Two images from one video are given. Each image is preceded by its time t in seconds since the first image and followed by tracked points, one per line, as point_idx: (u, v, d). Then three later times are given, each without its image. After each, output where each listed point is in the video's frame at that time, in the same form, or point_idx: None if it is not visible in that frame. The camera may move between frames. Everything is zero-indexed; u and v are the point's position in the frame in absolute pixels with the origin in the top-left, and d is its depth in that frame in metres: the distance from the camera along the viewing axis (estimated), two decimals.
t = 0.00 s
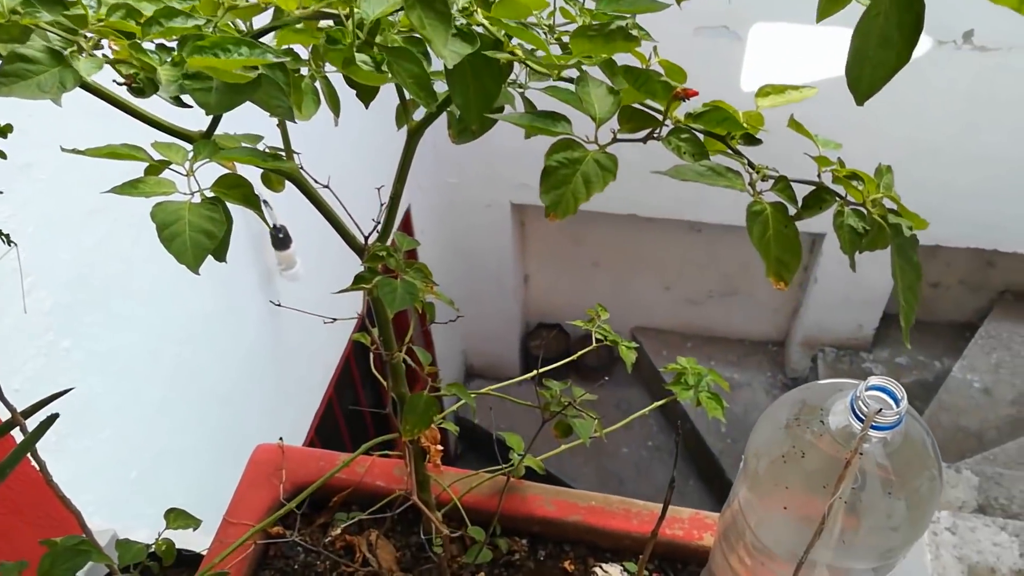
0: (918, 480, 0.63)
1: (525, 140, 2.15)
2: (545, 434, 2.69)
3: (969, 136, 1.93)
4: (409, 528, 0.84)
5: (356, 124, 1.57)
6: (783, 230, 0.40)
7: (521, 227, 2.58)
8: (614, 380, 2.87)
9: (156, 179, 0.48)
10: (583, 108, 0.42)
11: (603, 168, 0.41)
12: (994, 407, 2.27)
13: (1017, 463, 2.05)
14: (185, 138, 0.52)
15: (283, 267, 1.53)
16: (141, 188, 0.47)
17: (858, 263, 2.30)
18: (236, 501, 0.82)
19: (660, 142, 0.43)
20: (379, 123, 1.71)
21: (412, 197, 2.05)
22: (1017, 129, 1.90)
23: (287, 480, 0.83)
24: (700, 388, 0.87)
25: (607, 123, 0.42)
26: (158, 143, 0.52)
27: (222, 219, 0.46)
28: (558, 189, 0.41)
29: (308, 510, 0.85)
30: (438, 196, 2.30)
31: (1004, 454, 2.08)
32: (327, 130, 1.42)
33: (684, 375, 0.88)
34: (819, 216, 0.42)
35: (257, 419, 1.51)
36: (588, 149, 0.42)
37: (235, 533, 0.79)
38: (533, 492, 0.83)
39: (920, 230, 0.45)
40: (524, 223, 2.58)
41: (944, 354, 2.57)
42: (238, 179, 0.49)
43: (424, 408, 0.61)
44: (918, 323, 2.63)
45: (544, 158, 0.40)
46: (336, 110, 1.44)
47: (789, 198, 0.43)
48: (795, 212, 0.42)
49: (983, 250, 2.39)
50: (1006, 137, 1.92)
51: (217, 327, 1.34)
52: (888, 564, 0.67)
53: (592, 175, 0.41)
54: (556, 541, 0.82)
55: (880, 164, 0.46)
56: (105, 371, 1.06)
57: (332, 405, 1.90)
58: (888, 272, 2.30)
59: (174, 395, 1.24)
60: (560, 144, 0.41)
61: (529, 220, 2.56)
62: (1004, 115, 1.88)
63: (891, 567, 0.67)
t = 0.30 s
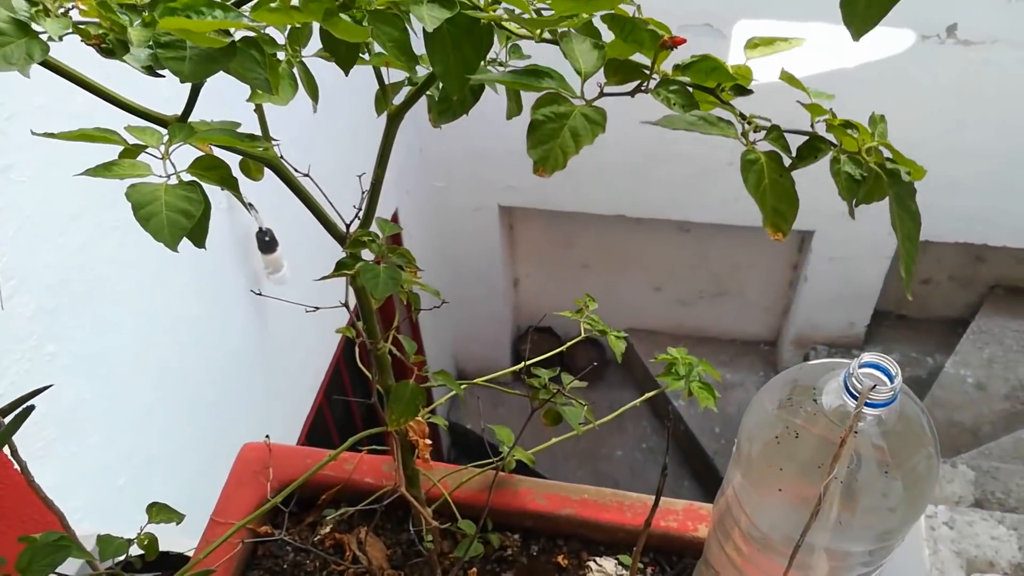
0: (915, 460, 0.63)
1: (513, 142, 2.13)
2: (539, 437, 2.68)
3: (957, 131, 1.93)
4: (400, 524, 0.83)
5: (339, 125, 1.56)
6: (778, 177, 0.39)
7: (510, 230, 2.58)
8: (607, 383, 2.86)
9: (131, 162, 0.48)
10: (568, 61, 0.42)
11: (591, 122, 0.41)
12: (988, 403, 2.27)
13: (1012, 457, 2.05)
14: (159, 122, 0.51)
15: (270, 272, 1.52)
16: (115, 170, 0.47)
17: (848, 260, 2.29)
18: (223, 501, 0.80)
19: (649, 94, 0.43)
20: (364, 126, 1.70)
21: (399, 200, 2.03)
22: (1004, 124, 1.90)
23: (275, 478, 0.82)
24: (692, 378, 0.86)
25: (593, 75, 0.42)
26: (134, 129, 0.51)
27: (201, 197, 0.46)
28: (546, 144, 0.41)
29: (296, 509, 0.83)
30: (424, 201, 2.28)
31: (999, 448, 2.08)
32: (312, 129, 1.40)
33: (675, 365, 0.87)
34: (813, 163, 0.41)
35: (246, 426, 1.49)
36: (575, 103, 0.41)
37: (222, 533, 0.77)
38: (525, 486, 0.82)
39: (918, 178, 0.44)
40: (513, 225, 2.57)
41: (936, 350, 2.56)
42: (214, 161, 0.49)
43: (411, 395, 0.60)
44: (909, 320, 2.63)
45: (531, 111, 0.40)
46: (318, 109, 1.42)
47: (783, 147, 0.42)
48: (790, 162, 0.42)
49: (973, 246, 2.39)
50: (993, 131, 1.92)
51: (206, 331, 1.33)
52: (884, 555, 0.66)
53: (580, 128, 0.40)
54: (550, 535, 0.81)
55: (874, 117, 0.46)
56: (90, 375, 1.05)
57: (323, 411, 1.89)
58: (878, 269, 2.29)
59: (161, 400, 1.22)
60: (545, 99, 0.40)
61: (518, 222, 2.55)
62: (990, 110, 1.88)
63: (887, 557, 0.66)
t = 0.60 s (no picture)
0: (910, 437, 0.61)
1: (504, 146, 2.12)
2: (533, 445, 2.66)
3: (946, 130, 1.92)
4: (388, 520, 0.82)
5: (330, 129, 1.54)
6: (758, 123, 0.38)
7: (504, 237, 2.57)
8: (601, 389, 2.84)
9: (106, 136, 0.47)
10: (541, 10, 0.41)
11: (565, 68, 0.39)
12: (982, 403, 2.25)
13: (1007, 457, 2.03)
14: (138, 98, 0.50)
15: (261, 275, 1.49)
16: (89, 145, 0.45)
17: (840, 263, 2.29)
18: (208, 497, 0.79)
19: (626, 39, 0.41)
20: (355, 131, 1.69)
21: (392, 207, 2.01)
22: (993, 120, 1.89)
23: (261, 473, 0.80)
24: (683, 369, 0.85)
25: (565, 22, 0.41)
26: (111, 105, 0.50)
27: (176, 171, 0.44)
28: (520, 90, 0.39)
29: (283, 506, 0.82)
30: (416, 208, 2.26)
31: (993, 448, 2.07)
32: (302, 132, 1.39)
33: (667, 356, 0.86)
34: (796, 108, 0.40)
35: (235, 433, 1.48)
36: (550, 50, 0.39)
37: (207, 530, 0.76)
38: (516, 480, 0.81)
39: (903, 124, 0.43)
40: (507, 231, 2.57)
41: (929, 352, 2.56)
42: (192, 136, 0.47)
43: (397, 380, 0.59)
44: (903, 323, 2.62)
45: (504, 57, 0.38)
46: (307, 112, 1.41)
47: (764, 92, 0.41)
48: (773, 107, 0.40)
49: (964, 247, 2.38)
50: (982, 129, 1.91)
51: (197, 335, 1.32)
52: (879, 537, 0.64)
53: (555, 73, 0.39)
54: (541, 530, 0.80)
55: (858, 62, 0.45)
56: (75, 379, 1.03)
57: (315, 418, 1.87)
58: (870, 272, 2.29)
59: (150, 405, 1.20)
60: (519, 42, 0.39)
61: (512, 228, 2.55)
62: (979, 107, 1.87)
63: (882, 540, 0.65)
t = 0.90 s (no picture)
0: (911, 405, 0.58)
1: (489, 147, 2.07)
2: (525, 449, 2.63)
3: (934, 118, 1.89)
4: (374, 518, 0.78)
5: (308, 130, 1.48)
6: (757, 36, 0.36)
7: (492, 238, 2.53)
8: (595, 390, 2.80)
9: (68, 106, 0.43)
10: None
11: None
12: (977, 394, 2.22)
13: (1004, 447, 2.01)
14: (101, 68, 0.45)
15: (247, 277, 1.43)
16: (51, 113, 0.42)
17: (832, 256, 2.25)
18: (185, 498, 0.76)
19: None
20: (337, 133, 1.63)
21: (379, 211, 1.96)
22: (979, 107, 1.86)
23: (240, 472, 0.77)
24: (676, 352, 0.82)
25: None
26: (72, 73, 0.45)
27: (140, 137, 0.40)
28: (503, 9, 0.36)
29: (265, 506, 0.78)
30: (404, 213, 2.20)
31: (990, 437, 2.04)
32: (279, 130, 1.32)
33: (659, 340, 0.83)
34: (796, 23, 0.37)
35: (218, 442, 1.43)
36: None
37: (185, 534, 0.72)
38: (506, 472, 0.77)
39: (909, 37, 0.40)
40: (495, 233, 2.53)
41: (922, 344, 2.53)
42: (158, 103, 0.43)
43: (377, 364, 0.55)
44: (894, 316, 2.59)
45: None
46: (284, 110, 1.35)
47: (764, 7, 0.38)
48: (771, 23, 0.37)
49: (953, 238, 2.36)
50: (970, 116, 1.88)
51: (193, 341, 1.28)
52: (884, 513, 0.61)
53: None
54: (533, 524, 0.77)
55: None
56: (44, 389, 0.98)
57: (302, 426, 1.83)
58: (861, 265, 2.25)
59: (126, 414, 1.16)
60: None
61: (501, 231, 2.51)
62: (965, 95, 1.83)
63: (886, 516, 0.61)
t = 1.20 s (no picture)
0: (913, 376, 0.54)
1: (480, 140, 2.04)
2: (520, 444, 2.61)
3: (930, 108, 1.86)
4: (362, 502, 0.77)
5: (292, 120, 1.44)
6: None
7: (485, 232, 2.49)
8: (590, 384, 2.77)
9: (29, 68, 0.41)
10: None
11: None
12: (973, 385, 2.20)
13: (1001, 437, 1.99)
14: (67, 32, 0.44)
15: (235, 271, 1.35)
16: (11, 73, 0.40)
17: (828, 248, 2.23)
18: (169, 481, 0.74)
19: None
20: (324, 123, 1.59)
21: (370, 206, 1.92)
22: (976, 97, 1.83)
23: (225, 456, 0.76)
24: (669, 335, 0.81)
25: None
26: (36, 37, 0.43)
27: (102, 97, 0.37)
28: None
29: (250, 491, 0.77)
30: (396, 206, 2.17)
31: (988, 428, 2.02)
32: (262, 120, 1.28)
33: (652, 323, 0.82)
34: None
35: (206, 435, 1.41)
36: None
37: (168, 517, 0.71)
38: (496, 455, 0.76)
39: None
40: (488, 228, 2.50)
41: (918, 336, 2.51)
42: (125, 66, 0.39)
43: (359, 338, 0.54)
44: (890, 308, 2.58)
45: None
46: (265, 100, 1.31)
47: None
48: None
49: (948, 229, 2.34)
50: (966, 106, 1.85)
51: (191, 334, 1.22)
52: (882, 491, 0.57)
53: None
54: (523, 507, 0.76)
55: None
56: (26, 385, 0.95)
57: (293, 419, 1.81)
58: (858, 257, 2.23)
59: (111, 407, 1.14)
60: None
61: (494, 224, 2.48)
62: (962, 84, 1.81)
63: (884, 495, 0.58)
